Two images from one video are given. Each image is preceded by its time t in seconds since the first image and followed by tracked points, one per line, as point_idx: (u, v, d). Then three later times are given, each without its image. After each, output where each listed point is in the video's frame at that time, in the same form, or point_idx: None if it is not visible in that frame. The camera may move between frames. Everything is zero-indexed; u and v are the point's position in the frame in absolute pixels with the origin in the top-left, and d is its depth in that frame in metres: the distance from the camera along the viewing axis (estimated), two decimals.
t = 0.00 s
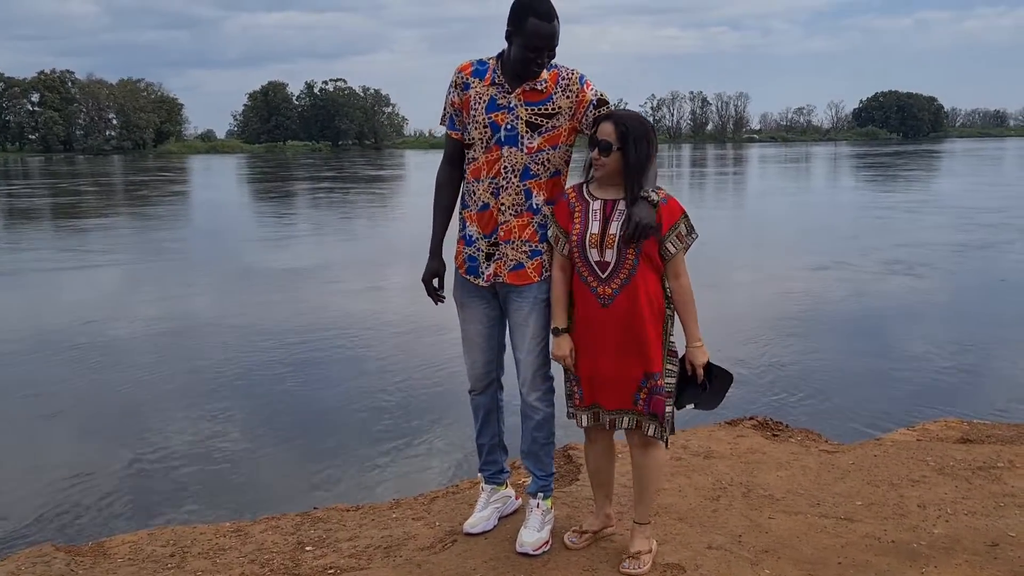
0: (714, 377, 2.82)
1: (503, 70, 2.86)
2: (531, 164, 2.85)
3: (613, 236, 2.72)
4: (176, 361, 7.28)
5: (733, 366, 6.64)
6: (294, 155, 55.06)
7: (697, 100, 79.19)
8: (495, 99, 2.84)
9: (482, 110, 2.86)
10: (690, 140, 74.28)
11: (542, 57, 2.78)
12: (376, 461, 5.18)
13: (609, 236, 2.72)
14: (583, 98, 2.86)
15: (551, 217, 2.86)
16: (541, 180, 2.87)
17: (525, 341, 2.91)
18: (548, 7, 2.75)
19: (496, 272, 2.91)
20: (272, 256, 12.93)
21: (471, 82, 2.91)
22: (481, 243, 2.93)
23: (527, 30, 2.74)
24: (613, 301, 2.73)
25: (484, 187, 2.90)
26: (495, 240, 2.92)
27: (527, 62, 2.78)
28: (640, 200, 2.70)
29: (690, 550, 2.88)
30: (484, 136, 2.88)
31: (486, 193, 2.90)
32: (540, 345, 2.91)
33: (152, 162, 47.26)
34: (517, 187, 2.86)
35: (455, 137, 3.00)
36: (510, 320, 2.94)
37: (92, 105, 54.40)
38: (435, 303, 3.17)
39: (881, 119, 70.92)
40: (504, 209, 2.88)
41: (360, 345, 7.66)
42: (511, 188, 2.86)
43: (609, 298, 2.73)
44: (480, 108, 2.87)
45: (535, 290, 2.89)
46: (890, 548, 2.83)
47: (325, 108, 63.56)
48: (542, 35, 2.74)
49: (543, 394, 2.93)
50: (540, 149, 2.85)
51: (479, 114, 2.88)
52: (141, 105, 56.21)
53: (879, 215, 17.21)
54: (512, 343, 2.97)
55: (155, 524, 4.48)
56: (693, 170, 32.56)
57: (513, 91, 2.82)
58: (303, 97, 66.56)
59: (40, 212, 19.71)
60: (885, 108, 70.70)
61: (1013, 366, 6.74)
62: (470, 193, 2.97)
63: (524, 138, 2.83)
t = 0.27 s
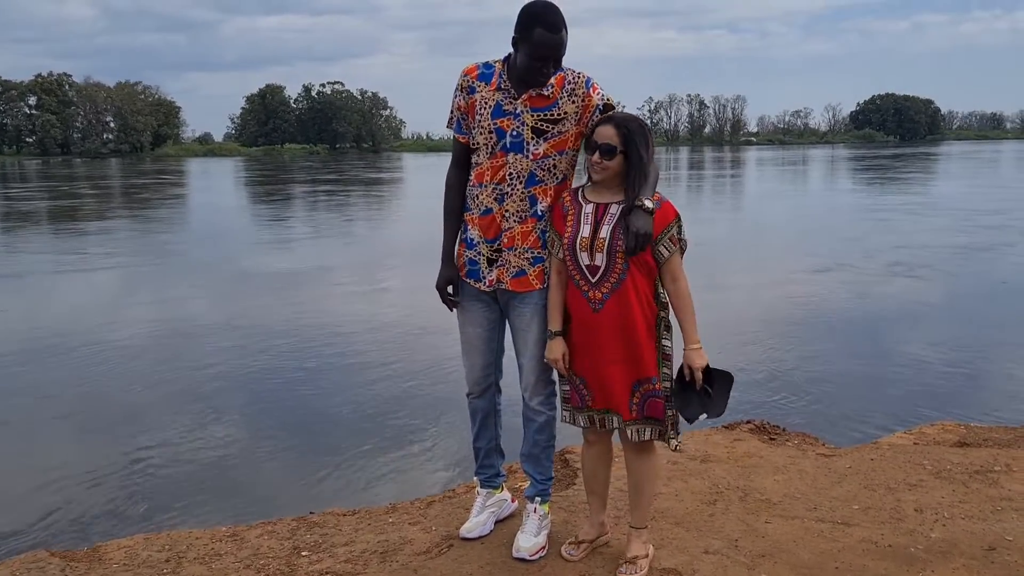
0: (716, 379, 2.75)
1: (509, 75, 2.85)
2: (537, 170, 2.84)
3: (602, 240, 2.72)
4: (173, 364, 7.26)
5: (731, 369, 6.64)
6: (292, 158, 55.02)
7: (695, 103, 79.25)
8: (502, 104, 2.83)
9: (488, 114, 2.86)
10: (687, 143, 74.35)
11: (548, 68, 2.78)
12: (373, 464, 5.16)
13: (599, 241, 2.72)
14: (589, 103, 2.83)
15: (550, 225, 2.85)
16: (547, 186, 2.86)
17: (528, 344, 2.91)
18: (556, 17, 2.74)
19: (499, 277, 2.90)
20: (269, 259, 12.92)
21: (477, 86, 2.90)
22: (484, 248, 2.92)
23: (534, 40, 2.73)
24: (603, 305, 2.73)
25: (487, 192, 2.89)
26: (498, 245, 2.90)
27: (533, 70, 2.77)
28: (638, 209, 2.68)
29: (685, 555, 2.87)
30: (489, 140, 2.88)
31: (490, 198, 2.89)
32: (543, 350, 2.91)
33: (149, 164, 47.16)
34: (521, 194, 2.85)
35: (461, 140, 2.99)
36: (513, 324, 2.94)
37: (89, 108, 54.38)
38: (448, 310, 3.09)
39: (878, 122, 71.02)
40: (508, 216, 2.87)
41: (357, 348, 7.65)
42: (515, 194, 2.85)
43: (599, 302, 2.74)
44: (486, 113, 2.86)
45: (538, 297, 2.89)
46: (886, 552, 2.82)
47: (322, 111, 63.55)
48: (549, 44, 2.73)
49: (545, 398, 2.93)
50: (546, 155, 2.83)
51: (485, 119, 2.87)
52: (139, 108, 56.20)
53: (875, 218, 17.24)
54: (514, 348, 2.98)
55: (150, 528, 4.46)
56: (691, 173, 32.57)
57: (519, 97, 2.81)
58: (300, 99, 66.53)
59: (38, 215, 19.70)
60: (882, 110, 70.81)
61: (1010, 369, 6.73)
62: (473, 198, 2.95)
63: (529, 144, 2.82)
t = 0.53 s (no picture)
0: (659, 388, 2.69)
1: (509, 81, 2.82)
2: (539, 175, 2.84)
3: (593, 243, 2.71)
4: (169, 367, 7.24)
5: (727, 372, 6.63)
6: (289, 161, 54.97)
7: (692, 106, 79.32)
8: (502, 110, 2.81)
9: (489, 121, 2.84)
10: (684, 146, 74.42)
11: (547, 75, 2.77)
12: (369, 468, 5.15)
13: (590, 243, 2.72)
14: (589, 106, 2.85)
15: (551, 232, 2.85)
16: (549, 191, 2.87)
17: (528, 349, 2.91)
18: (555, 23, 2.73)
19: (502, 284, 2.90)
20: (266, 262, 12.90)
21: (476, 92, 2.87)
22: (486, 254, 2.91)
23: (533, 47, 2.72)
24: (591, 308, 2.74)
25: (490, 199, 2.88)
26: (501, 251, 2.90)
27: (533, 78, 2.76)
28: (627, 207, 2.67)
29: (682, 558, 2.87)
30: (491, 146, 2.86)
31: (492, 203, 2.88)
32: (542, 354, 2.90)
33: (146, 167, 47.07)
34: (525, 200, 2.85)
35: (460, 146, 2.96)
36: (512, 329, 2.94)
37: (87, 111, 54.31)
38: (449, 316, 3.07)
39: (874, 125, 71.15)
40: (512, 221, 2.87)
41: (354, 350, 7.64)
42: (518, 200, 2.85)
43: (588, 305, 2.74)
44: (486, 119, 2.84)
45: (540, 302, 2.90)
46: (883, 556, 2.82)
47: (320, 114, 63.52)
48: (548, 52, 2.72)
49: (544, 401, 2.93)
50: (548, 160, 2.84)
51: (486, 126, 2.84)
52: (137, 111, 56.17)
53: (872, 221, 17.26)
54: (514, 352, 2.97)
55: (146, 531, 4.44)
56: (688, 176, 32.61)
57: (520, 103, 2.79)
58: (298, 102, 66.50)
59: (34, 217, 19.66)
60: (878, 114, 70.93)
61: (1006, 373, 6.74)
62: (475, 204, 2.94)
63: (532, 149, 2.82)
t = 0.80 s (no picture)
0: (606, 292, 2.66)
1: (504, 84, 2.83)
2: (533, 181, 2.86)
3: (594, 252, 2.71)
4: (164, 370, 7.22)
5: (723, 375, 6.64)
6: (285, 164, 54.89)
7: (688, 109, 79.40)
8: (497, 116, 2.82)
9: (484, 126, 2.84)
10: (681, 150, 74.47)
11: (537, 72, 2.75)
12: (365, 471, 5.15)
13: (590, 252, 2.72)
14: (584, 115, 2.86)
15: (542, 239, 2.86)
16: (542, 198, 2.90)
17: (520, 353, 2.92)
18: (548, 19, 2.73)
19: (493, 289, 2.92)
20: (262, 264, 12.87)
21: (471, 96, 2.87)
22: (477, 259, 2.93)
23: (523, 41, 2.73)
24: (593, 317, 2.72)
25: (483, 204, 2.89)
26: (493, 256, 2.91)
27: (521, 73, 2.75)
28: (628, 208, 2.69)
29: (677, 562, 2.87)
30: (484, 152, 2.87)
31: (484, 208, 2.89)
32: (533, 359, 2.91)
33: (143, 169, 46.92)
34: (517, 206, 2.87)
35: (454, 149, 2.96)
36: (504, 333, 2.96)
37: (83, 113, 54.17)
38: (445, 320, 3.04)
39: (870, 128, 71.31)
40: (504, 227, 2.88)
41: (350, 353, 7.64)
42: (511, 206, 2.87)
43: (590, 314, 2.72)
44: (481, 124, 2.84)
45: (531, 307, 2.92)
46: (878, 560, 2.83)
47: (316, 117, 63.46)
48: (535, 47, 2.71)
49: (537, 406, 2.94)
50: (542, 167, 2.85)
51: (481, 130, 2.85)
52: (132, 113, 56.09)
53: (867, 224, 17.29)
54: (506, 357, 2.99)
55: (140, 536, 4.43)
56: (685, 179, 32.64)
57: (515, 109, 2.80)
58: (294, 105, 66.44)
59: (30, 220, 19.62)
60: (874, 117, 71.08)
61: (1002, 376, 6.76)
62: (467, 208, 2.95)
63: (526, 156, 2.83)
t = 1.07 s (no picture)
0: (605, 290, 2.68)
1: (499, 87, 2.83)
2: (528, 184, 2.87)
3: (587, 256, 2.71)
4: (158, 373, 7.20)
5: (719, 378, 6.64)
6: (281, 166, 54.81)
7: (684, 113, 79.49)
8: (493, 118, 2.82)
9: (479, 129, 2.84)
10: (677, 153, 74.60)
11: (527, 67, 2.73)
12: (360, 473, 5.14)
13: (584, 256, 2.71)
14: (578, 117, 2.87)
15: (535, 242, 2.85)
16: (537, 201, 2.90)
17: (514, 356, 2.92)
18: (539, 16, 2.73)
19: (487, 291, 2.92)
20: (258, 267, 12.85)
21: (466, 99, 2.87)
22: (472, 261, 2.93)
23: (514, 39, 2.74)
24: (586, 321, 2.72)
25: (478, 206, 2.89)
26: (488, 259, 2.91)
27: (513, 71, 2.75)
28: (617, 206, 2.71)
29: (672, 564, 2.87)
30: (480, 155, 2.87)
31: (480, 212, 2.89)
32: (527, 363, 2.91)
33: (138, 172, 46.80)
34: (512, 208, 2.88)
35: (448, 153, 2.95)
36: (498, 337, 2.97)
37: (79, 115, 54.10)
38: (440, 325, 3.04)
39: (866, 132, 71.50)
40: (499, 229, 2.88)
41: (345, 356, 7.63)
42: (507, 208, 2.87)
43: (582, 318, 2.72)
44: (477, 126, 2.84)
45: (526, 310, 2.92)
46: (872, 563, 2.83)
47: (313, 119, 63.43)
48: (526, 43, 2.72)
49: (531, 408, 2.94)
50: (537, 169, 2.85)
51: (476, 133, 2.85)
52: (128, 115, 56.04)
53: (862, 228, 17.33)
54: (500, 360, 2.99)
55: (134, 538, 4.41)
56: (681, 183, 32.70)
57: (511, 111, 2.81)
58: (290, 107, 66.38)
59: (25, 221, 19.59)
60: (869, 121, 71.22)
61: (996, 379, 6.78)
62: (462, 211, 2.94)
63: (521, 158, 2.83)
